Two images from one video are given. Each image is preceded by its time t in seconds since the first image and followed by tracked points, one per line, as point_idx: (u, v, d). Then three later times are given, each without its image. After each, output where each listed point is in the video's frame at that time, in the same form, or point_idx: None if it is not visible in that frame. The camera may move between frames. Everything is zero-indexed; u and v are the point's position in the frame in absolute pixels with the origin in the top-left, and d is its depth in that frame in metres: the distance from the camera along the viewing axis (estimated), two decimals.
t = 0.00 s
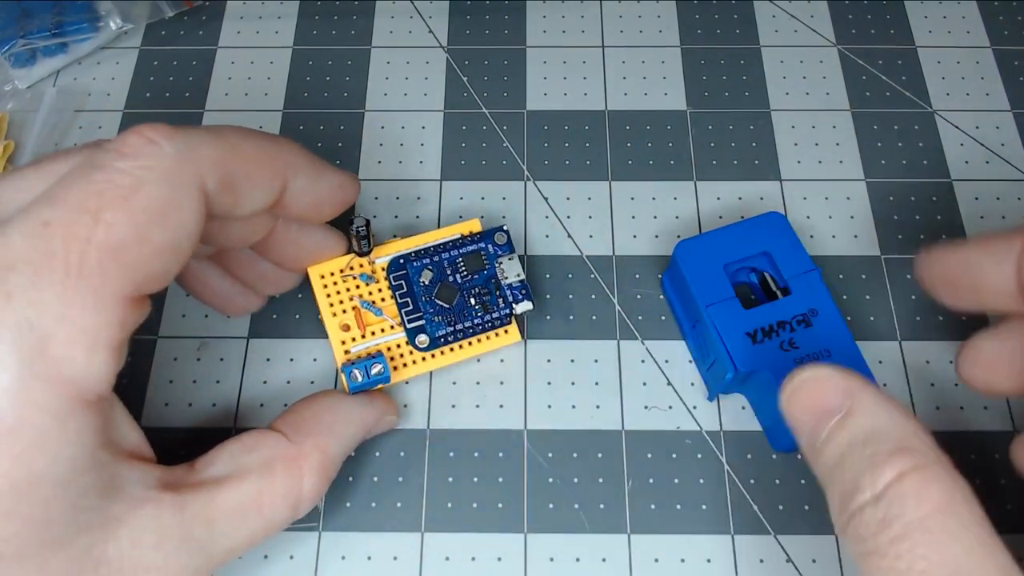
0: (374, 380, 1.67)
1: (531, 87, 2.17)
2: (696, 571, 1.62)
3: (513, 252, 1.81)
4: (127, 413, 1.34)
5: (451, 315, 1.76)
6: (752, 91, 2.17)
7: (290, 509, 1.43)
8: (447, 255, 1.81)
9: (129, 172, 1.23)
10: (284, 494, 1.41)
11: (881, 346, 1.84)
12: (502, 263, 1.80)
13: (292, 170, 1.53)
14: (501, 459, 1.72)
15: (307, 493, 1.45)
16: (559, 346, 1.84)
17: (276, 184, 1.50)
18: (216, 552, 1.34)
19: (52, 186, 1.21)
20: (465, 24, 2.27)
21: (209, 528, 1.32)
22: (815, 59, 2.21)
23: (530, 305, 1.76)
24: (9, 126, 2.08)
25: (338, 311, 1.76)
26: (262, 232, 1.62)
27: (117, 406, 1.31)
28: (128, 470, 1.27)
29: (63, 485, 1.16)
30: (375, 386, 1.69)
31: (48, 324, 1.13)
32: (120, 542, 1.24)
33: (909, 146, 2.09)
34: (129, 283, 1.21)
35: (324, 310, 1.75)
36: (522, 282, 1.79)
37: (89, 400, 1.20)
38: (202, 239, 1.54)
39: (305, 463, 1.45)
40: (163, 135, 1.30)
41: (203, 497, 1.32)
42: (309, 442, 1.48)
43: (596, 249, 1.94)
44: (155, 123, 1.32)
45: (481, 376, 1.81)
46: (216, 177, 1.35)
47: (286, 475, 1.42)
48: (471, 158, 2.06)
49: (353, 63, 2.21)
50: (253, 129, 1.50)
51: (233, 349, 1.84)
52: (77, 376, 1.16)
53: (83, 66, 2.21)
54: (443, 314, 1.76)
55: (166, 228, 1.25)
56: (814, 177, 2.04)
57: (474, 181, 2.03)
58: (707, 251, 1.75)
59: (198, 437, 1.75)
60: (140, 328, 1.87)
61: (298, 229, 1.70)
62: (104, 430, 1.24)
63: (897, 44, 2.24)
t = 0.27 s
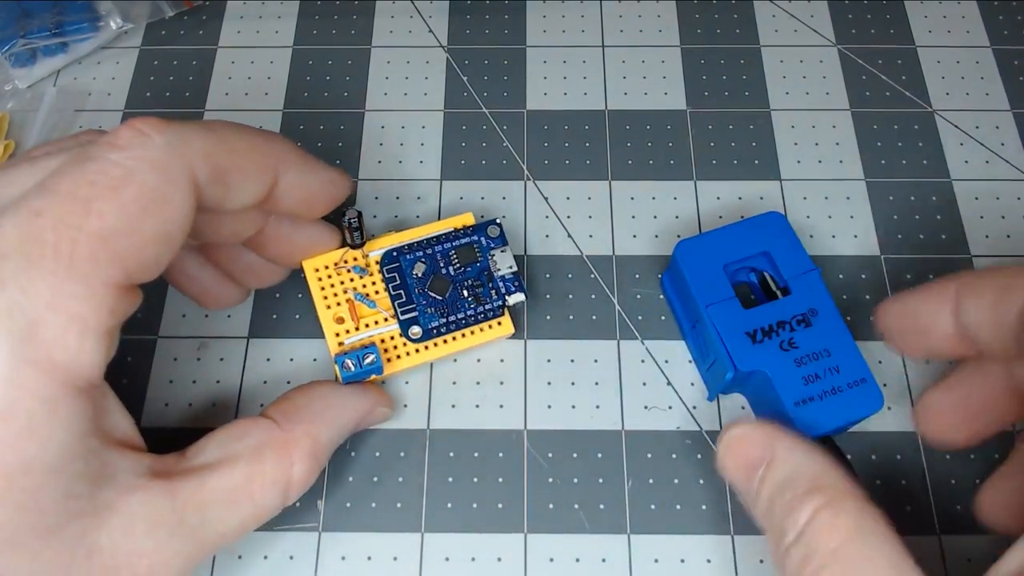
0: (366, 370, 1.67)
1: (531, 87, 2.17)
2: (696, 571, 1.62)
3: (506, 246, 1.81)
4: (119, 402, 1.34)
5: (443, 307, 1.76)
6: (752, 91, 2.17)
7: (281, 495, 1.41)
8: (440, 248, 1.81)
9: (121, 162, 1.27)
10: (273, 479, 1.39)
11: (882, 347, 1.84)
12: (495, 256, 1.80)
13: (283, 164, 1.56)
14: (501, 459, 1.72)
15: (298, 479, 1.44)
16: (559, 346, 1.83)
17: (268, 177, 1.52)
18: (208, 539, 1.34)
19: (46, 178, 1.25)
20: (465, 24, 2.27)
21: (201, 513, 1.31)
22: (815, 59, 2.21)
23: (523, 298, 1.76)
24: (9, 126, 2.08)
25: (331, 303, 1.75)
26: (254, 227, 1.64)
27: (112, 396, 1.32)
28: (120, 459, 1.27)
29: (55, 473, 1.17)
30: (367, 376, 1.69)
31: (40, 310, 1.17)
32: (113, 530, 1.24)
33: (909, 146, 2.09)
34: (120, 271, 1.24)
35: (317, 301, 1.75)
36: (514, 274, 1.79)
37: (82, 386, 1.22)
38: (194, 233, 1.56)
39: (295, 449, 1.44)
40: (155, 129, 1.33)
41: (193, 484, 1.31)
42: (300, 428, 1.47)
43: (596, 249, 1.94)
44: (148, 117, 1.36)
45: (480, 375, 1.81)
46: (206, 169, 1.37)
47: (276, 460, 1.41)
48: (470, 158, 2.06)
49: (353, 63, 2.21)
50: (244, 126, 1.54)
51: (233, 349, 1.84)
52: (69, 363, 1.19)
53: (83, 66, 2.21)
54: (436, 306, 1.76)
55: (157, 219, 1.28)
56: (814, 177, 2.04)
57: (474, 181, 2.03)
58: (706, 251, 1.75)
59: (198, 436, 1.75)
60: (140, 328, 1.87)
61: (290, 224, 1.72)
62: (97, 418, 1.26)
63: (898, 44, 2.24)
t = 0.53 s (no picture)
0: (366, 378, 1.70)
1: (531, 87, 2.17)
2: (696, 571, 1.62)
3: (511, 252, 1.81)
4: (119, 409, 1.33)
5: (445, 312, 1.76)
6: (752, 91, 2.17)
7: (283, 499, 1.45)
8: (445, 252, 1.80)
9: (122, 167, 1.24)
10: (275, 485, 1.43)
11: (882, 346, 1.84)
12: (499, 262, 1.80)
13: (287, 160, 1.56)
14: (501, 459, 1.72)
15: (299, 484, 1.48)
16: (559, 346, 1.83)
17: (271, 175, 1.52)
18: (212, 543, 1.36)
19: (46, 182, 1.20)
20: (465, 24, 2.27)
21: (206, 518, 1.33)
22: (815, 59, 2.21)
23: (525, 307, 1.77)
24: (9, 126, 2.07)
25: (333, 305, 1.76)
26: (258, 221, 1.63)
27: (113, 400, 1.30)
28: (123, 465, 1.27)
29: (57, 484, 1.15)
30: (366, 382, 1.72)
31: (42, 321, 1.14)
32: (118, 538, 1.24)
33: (909, 146, 2.09)
34: (123, 279, 1.22)
35: (318, 303, 1.76)
36: (518, 282, 1.80)
37: (84, 395, 1.19)
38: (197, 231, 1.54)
39: (297, 454, 1.48)
40: (155, 129, 1.31)
41: (197, 489, 1.33)
42: (302, 434, 1.51)
43: (596, 248, 1.94)
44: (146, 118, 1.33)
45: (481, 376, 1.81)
46: (207, 169, 1.35)
47: (279, 466, 1.45)
48: (470, 158, 2.06)
49: (353, 63, 2.21)
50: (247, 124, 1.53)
51: (233, 349, 1.84)
52: (72, 375, 1.17)
53: (84, 66, 2.21)
54: (438, 310, 1.76)
55: (162, 225, 1.26)
56: (814, 177, 2.04)
57: (474, 181, 2.03)
58: (708, 251, 1.75)
59: (198, 437, 1.75)
60: (140, 328, 1.87)
61: (295, 219, 1.72)
62: (98, 426, 1.24)
63: (898, 44, 2.24)
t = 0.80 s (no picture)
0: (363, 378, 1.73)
1: (531, 87, 2.17)
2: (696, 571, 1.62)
3: (512, 255, 1.81)
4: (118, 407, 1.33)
5: (444, 313, 1.78)
6: (752, 91, 2.17)
7: (282, 498, 1.41)
8: (445, 254, 1.80)
9: (120, 169, 1.23)
10: (274, 485, 1.39)
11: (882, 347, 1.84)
12: (500, 265, 1.80)
13: (287, 162, 1.54)
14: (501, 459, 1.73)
15: (297, 483, 1.44)
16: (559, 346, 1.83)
17: (269, 177, 1.50)
18: (209, 543, 1.32)
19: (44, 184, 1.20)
20: (465, 24, 2.27)
21: (203, 518, 1.30)
22: (815, 59, 2.21)
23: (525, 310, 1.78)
24: (9, 126, 2.08)
25: (333, 306, 1.78)
26: (258, 224, 1.63)
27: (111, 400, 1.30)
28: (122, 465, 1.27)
29: (56, 482, 1.17)
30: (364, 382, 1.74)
31: (42, 323, 1.14)
32: (115, 537, 1.22)
33: (909, 146, 2.09)
34: (122, 281, 1.21)
35: (319, 303, 1.78)
36: (518, 285, 1.80)
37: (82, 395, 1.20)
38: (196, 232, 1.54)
39: (296, 453, 1.43)
40: (154, 132, 1.29)
41: (194, 491, 1.29)
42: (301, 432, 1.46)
43: (596, 249, 1.94)
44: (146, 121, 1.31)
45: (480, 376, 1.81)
46: (207, 172, 1.34)
47: (278, 465, 1.40)
48: (471, 158, 2.06)
49: (353, 63, 2.21)
50: (246, 124, 1.51)
51: (233, 349, 1.84)
52: (73, 377, 1.18)
53: (84, 66, 2.21)
54: (436, 311, 1.78)
55: (160, 226, 1.26)
56: (814, 177, 2.04)
57: (474, 181, 2.03)
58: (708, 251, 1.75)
59: (198, 437, 1.75)
60: (140, 328, 1.87)
61: (295, 221, 1.71)
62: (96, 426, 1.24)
63: (898, 44, 2.24)
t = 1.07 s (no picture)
0: (358, 378, 1.71)
1: (531, 87, 2.17)
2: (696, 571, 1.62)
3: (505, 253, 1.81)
4: (109, 408, 1.32)
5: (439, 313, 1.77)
6: (752, 91, 2.17)
7: (275, 499, 1.48)
8: (439, 253, 1.81)
9: (110, 169, 1.20)
10: (269, 485, 1.46)
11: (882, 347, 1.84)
12: (493, 264, 1.80)
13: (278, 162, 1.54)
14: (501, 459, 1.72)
15: (290, 485, 1.51)
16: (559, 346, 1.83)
17: (260, 177, 1.49)
18: (205, 543, 1.36)
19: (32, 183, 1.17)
20: (465, 24, 2.27)
21: (200, 518, 1.34)
22: (815, 59, 2.21)
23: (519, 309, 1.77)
24: (9, 126, 2.07)
25: (327, 307, 1.77)
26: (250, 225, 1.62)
27: (105, 400, 1.31)
28: (118, 466, 1.27)
29: (50, 483, 1.15)
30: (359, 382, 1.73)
31: (32, 321, 1.13)
32: (110, 538, 1.23)
33: (909, 146, 2.09)
34: (114, 283, 1.20)
35: (313, 304, 1.77)
36: (513, 283, 1.80)
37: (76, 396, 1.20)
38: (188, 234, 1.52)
39: (290, 455, 1.52)
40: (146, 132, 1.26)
41: (191, 490, 1.34)
42: (295, 436, 1.54)
43: (595, 249, 1.94)
44: (138, 120, 1.29)
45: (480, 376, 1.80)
46: (199, 172, 1.33)
47: (272, 467, 1.48)
48: (470, 158, 2.06)
49: (353, 63, 2.21)
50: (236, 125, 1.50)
51: (233, 350, 1.84)
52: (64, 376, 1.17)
53: (84, 67, 2.21)
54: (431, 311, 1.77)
55: (149, 227, 1.23)
56: (814, 177, 2.04)
57: (474, 181, 2.03)
58: (707, 251, 1.75)
59: (198, 437, 1.75)
60: (140, 328, 1.87)
61: (287, 223, 1.70)
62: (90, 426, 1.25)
63: (898, 44, 2.24)
